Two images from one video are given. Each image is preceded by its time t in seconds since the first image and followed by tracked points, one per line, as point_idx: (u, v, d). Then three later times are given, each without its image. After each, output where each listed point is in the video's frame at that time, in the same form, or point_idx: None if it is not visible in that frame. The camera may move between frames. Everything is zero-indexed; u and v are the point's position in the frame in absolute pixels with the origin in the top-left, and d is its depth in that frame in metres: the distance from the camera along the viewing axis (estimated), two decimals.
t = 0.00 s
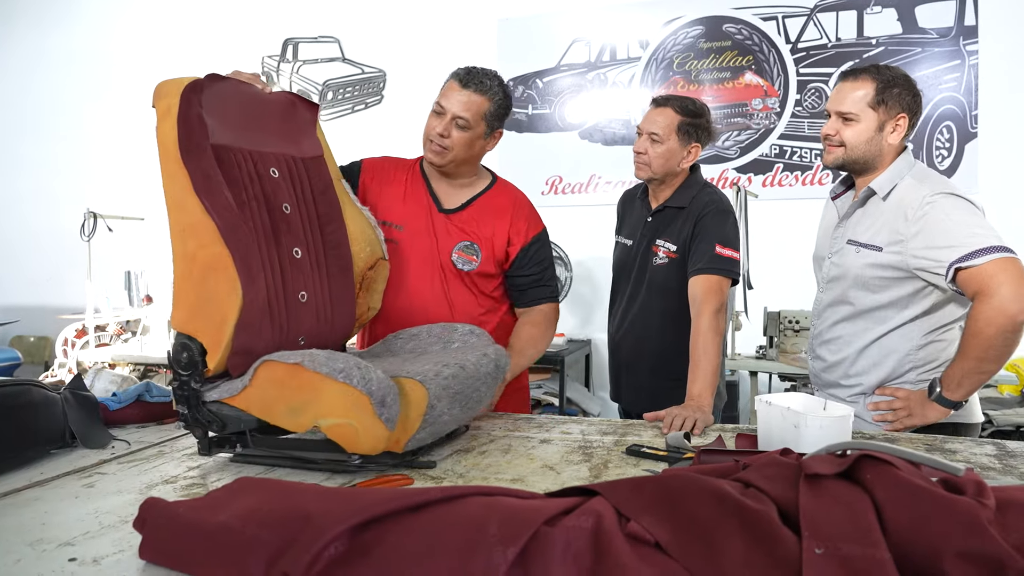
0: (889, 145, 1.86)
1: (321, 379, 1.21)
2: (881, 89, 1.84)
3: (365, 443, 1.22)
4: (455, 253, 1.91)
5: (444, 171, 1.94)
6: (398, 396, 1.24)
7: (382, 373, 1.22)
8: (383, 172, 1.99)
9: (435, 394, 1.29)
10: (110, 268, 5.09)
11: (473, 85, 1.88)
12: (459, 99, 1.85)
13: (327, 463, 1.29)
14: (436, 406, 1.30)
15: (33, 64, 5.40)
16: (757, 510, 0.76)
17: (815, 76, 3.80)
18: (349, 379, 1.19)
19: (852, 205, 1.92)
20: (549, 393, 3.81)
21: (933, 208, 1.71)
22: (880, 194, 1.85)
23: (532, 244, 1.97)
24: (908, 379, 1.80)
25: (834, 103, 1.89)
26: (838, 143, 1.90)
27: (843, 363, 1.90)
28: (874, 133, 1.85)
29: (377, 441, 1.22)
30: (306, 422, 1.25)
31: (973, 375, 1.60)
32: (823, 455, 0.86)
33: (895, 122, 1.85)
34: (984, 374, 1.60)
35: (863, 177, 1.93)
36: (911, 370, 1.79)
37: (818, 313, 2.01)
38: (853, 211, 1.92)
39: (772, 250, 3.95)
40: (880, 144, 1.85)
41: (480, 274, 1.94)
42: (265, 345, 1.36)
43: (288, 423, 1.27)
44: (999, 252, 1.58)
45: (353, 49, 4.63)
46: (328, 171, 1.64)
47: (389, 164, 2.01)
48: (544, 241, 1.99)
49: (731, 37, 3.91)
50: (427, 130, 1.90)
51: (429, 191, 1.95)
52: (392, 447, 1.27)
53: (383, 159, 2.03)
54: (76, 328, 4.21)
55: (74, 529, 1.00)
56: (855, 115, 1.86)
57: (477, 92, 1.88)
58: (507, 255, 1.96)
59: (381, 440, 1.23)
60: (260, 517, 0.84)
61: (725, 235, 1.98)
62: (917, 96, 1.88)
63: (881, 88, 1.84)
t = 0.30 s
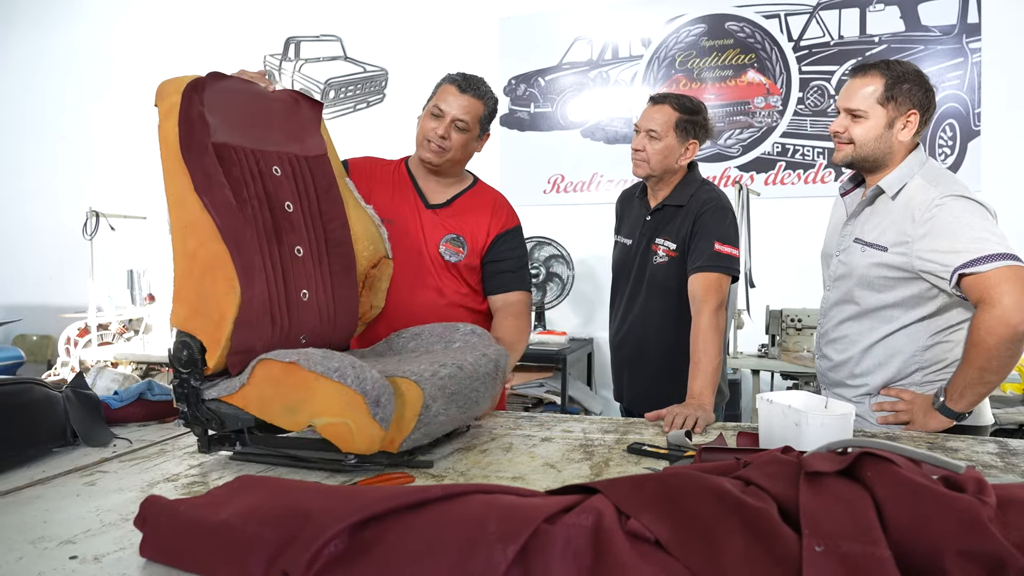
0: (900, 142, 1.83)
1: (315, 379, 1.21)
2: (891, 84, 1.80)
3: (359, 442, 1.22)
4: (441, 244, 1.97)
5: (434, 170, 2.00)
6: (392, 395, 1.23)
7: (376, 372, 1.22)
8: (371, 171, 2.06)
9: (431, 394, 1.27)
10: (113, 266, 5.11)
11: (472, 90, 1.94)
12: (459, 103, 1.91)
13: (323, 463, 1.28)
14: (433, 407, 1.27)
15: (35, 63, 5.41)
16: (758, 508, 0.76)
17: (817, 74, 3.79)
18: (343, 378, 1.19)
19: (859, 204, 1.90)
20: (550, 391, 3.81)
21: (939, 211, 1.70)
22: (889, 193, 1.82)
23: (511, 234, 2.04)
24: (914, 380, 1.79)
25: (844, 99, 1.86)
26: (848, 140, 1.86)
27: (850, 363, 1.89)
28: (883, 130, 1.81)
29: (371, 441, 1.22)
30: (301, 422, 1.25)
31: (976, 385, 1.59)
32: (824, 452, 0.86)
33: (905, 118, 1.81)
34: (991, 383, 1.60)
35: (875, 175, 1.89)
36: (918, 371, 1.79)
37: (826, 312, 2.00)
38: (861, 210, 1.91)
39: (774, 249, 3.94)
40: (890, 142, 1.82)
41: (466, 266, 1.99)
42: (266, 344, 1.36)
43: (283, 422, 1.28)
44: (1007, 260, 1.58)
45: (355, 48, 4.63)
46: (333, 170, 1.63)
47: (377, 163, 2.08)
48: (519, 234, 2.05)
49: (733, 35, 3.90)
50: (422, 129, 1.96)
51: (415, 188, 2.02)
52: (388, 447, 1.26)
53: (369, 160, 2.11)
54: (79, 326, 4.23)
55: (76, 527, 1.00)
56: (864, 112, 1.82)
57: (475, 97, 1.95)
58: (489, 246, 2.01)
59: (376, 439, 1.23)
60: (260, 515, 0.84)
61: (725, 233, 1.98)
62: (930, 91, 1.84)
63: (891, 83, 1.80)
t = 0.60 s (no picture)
0: (914, 144, 1.78)
1: (275, 372, 1.22)
2: (906, 85, 1.74)
3: (321, 435, 1.21)
4: (422, 241, 2.00)
5: (421, 168, 2.06)
6: (350, 386, 1.22)
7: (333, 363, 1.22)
8: (359, 172, 2.12)
9: (390, 385, 1.25)
10: (113, 265, 5.10)
11: (460, 90, 2.05)
12: (447, 101, 2.01)
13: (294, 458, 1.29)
14: (392, 399, 1.26)
15: (35, 62, 5.41)
16: (755, 507, 0.76)
17: (817, 72, 3.79)
18: (298, 369, 1.20)
19: (874, 205, 1.87)
20: (550, 390, 3.81)
21: (944, 214, 1.66)
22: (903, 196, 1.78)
23: (493, 228, 2.08)
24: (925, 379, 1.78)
25: (856, 100, 1.81)
26: (861, 142, 1.82)
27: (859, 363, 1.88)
28: (896, 132, 1.77)
29: (331, 434, 1.20)
30: (266, 416, 1.26)
31: (901, 348, 1.50)
32: (822, 452, 0.86)
33: (920, 121, 1.76)
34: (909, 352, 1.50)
35: (891, 176, 1.85)
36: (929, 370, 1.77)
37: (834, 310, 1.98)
38: (874, 210, 1.87)
39: (774, 247, 3.94)
40: (903, 145, 1.78)
41: (447, 261, 2.02)
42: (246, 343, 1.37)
43: (249, 416, 1.28)
44: (996, 266, 1.53)
45: (356, 47, 4.63)
46: (322, 169, 1.63)
47: (363, 163, 2.14)
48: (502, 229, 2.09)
49: (733, 34, 3.90)
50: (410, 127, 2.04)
51: (402, 185, 2.08)
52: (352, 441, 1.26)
53: (358, 159, 2.17)
54: (78, 326, 4.23)
55: (73, 526, 1.00)
56: (876, 114, 1.77)
57: (462, 97, 2.05)
58: (470, 240, 2.04)
59: (338, 432, 1.21)
60: (256, 514, 0.83)
61: (723, 231, 1.97)
62: (944, 92, 1.78)
63: (905, 85, 1.75)
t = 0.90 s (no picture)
0: (925, 146, 1.72)
1: (290, 372, 1.22)
2: (920, 87, 1.67)
3: (335, 434, 1.22)
4: (417, 237, 2.02)
5: (410, 167, 2.07)
6: (366, 386, 1.23)
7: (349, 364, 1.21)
8: (348, 173, 2.13)
9: (404, 384, 1.27)
10: (113, 263, 5.10)
11: (440, 86, 2.03)
12: (430, 99, 2.00)
13: (303, 455, 1.29)
14: (405, 398, 1.27)
15: (35, 60, 5.41)
16: (751, 507, 0.76)
17: (818, 72, 3.78)
18: (315, 369, 1.19)
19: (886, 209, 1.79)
20: (550, 389, 3.81)
21: (951, 221, 1.60)
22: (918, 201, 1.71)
23: (486, 223, 2.08)
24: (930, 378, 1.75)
25: (867, 100, 1.74)
26: (871, 144, 1.74)
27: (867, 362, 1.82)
28: (908, 134, 1.70)
29: (344, 432, 1.21)
30: (277, 415, 1.25)
31: (842, 284, 1.51)
32: (818, 452, 0.86)
33: (933, 122, 1.69)
34: (841, 290, 1.51)
35: (903, 179, 1.79)
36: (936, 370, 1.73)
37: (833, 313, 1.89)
38: (887, 214, 1.80)
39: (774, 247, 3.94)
40: (914, 147, 1.71)
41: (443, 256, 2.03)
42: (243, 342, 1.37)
43: (260, 416, 1.27)
44: (946, 295, 1.52)
45: (356, 46, 4.63)
46: (314, 169, 1.63)
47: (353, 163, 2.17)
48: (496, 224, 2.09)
49: (734, 33, 3.90)
50: (396, 127, 2.03)
51: (391, 184, 2.09)
52: (365, 438, 1.27)
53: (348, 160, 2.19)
54: (79, 323, 4.25)
55: (71, 525, 1.00)
56: (888, 114, 1.70)
57: (444, 93, 2.04)
58: (464, 236, 2.06)
59: (353, 431, 1.22)
60: (252, 513, 0.83)
61: (720, 229, 1.97)
62: (960, 94, 1.71)
63: (918, 86, 1.68)
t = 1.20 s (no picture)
0: (913, 151, 1.70)
1: (294, 376, 1.21)
2: (906, 91, 1.66)
3: (337, 438, 1.20)
4: (420, 234, 2.06)
5: (407, 168, 2.09)
6: (370, 391, 1.23)
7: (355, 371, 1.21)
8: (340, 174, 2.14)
9: (408, 390, 1.27)
10: (115, 262, 5.11)
11: (440, 89, 2.04)
12: (429, 102, 2.01)
13: (302, 458, 1.28)
14: (408, 404, 1.27)
15: (39, 59, 5.43)
16: (741, 506, 0.77)
17: (819, 71, 3.78)
18: (321, 374, 1.18)
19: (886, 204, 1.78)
20: (551, 388, 3.82)
21: (950, 211, 1.59)
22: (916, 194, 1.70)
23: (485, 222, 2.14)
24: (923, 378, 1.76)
25: (856, 105, 1.74)
26: (860, 149, 1.74)
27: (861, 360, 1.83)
28: (894, 138, 1.68)
29: (347, 436, 1.20)
30: (280, 418, 1.24)
31: (836, 270, 1.62)
32: (810, 451, 0.86)
33: (920, 127, 1.67)
34: (834, 280, 1.61)
35: (897, 181, 1.78)
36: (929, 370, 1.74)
37: (832, 310, 1.89)
38: (887, 210, 1.79)
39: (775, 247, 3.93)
40: (902, 151, 1.69)
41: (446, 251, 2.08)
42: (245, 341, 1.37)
43: (262, 418, 1.26)
44: (938, 289, 1.53)
45: (358, 45, 4.64)
46: (315, 168, 1.64)
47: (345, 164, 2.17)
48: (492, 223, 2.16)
49: (735, 33, 3.90)
50: (394, 128, 2.04)
51: (387, 184, 2.11)
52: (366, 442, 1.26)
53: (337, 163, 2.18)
54: (83, 322, 4.23)
55: (68, 523, 1.00)
56: (874, 119, 1.69)
57: (443, 96, 2.06)
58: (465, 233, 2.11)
59: (354, 434, 1.21)
60: (247, 511, 0.84)
61: (715, 229, 1.97)
62: (951, 96, 1.68)
63: (905, 90, 1.66)
